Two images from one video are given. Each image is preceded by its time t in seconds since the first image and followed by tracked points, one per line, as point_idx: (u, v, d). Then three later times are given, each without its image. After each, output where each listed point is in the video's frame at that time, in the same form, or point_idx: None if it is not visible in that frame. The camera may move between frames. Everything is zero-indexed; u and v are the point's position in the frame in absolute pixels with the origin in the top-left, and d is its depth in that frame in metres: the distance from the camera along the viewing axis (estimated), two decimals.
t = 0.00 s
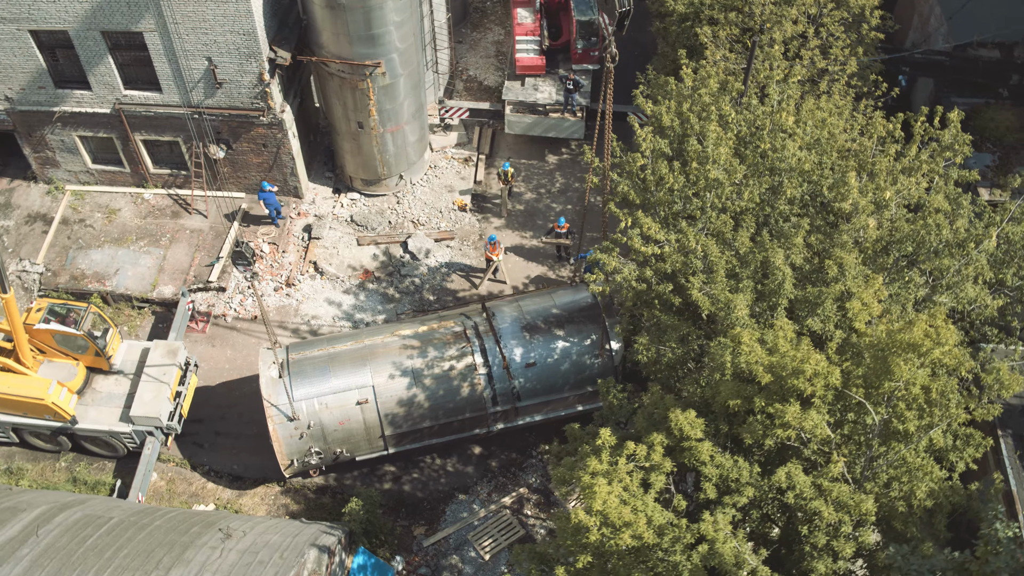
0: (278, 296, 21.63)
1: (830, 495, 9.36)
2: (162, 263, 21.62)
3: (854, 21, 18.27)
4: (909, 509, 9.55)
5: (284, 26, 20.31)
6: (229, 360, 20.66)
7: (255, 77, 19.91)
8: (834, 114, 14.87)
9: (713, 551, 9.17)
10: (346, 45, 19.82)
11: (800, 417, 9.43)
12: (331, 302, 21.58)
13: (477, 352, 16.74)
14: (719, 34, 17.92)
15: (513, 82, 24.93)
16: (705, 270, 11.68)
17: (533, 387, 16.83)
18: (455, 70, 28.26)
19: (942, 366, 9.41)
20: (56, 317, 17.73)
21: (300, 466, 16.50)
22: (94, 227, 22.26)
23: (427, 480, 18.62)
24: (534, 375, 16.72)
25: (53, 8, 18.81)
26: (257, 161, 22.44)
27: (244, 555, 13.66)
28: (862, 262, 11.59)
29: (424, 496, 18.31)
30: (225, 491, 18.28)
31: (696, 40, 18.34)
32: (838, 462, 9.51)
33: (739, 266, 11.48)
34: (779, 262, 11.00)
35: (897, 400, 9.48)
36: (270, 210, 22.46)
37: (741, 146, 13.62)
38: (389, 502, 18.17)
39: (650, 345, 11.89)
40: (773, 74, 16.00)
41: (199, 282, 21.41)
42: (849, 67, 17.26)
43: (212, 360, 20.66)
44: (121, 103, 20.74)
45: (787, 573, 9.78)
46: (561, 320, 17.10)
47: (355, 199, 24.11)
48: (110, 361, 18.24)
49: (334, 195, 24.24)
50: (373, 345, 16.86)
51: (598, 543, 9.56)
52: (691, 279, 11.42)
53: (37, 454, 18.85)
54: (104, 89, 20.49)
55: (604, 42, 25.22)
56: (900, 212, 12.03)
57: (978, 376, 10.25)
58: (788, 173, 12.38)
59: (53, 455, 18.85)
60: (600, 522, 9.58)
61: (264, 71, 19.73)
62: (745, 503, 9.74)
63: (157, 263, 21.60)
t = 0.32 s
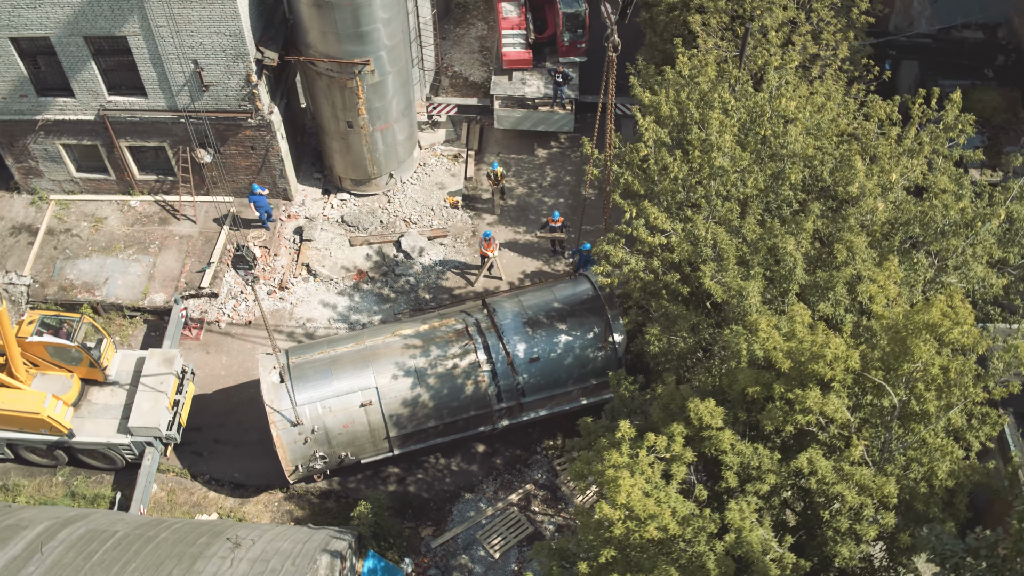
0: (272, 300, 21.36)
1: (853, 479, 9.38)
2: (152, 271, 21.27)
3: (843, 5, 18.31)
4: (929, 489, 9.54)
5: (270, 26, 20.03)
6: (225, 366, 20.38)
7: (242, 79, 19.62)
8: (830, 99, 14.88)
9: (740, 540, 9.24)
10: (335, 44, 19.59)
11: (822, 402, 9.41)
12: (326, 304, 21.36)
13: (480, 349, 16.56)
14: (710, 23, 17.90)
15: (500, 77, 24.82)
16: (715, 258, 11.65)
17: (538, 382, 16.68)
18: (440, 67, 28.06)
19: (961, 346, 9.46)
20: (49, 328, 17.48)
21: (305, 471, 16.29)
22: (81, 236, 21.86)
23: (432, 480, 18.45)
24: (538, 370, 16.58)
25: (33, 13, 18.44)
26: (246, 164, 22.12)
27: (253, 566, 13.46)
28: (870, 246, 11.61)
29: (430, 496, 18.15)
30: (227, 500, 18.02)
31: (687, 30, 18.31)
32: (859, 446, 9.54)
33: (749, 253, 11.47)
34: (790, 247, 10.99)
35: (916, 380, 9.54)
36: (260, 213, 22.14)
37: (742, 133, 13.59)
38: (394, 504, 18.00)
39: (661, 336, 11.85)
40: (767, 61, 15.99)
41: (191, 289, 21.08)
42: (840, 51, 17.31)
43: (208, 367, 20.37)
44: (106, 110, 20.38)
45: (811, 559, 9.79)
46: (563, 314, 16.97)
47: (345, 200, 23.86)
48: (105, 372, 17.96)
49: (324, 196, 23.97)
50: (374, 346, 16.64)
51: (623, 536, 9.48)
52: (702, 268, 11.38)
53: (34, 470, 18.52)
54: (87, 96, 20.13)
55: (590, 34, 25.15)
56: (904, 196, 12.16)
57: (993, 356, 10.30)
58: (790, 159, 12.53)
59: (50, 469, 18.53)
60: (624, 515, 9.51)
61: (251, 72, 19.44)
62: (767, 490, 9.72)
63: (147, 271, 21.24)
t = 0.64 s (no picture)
0: (266, 305, 21.11)
1: (875, 461, 9.42)
2: (144, 280, 20.92)
3: None
4: (950, 469, 9.59)
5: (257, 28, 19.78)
6: (222, 374, 20.08)
7: (231, 82, 19.36)
8: (826, 84, 14.92)
9: (768, 528, 9.22)
10: (324, 44, 19.38)
11: (843, 386, 9.41)
12: (322, 307, 21.10)
13: (484, 347, 16.44)
14: (701, 12, 17.88)
15: (488, 73, 24.74)
16: (727, 247, 11.64)
17: (543, 378, 16.58)
18: (425, 65, 27.87)
19: (979, 324, 9.54)
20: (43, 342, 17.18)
21: (311, 477, 16.06)
22: (68, 247, 21.46)
23: (439, 481, 18.28)
24: (543, 366, 16.48)
25: (14, 21, 18.08)
26: (235, 168, 21.81)
27: None
28: (878, 229, 11.66)
29: (437, 497, 17.99)
30: (231, 509, 17.77)
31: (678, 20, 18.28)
32: (881, 428, 9.58)
33: (760, 241, 11.50)
34: (802, 233, 11.01)
35: (934, 360, 9.62)
36: (252, 217, 21.87)
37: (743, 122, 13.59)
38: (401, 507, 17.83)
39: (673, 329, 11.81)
40: (761, 48, 16.00)
41: (184, 296, 20.76)
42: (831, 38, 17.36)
43: (204, 375, 20.06)
44: (91, 118, 20.04)
45: (835, 543, 9.79)
46: (566, 308, 16.89)
47: (336, 202, 23.62)
48: (102, 384, 17.67)
49: (315, 199, 23.72)
50: (376, 347, 16.45)
51: (650, 529, 9.42)
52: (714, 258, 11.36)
53: (31, 486, 18.19)
54: (72, 104, 19.78)
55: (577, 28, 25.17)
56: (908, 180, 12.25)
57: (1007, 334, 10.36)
58: (792, 145, 12.59)
59: (48, 485, 18.20)
60: (650, 508, 9.44)
61: (240, 75, 19.18)
62: (789, 476, 9.72)
63: (138, 280, 20.88)
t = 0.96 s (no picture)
0: (262, 309, 20.85)
1: (898, 441, 9.45)
2: (137, 287, 20.60)
3: None
4: (971, 447, 9.63)
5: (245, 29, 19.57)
6: (221, 380, 19.78)
7: (221, 84, 19.13)
8: (822, 69, 14.96)
9: (797, 512, 9.20)
10: (315, 43, 19.18)
11: (866, 367, 9.42)
12: (319, 309, 20.84)
13: (490, 343, 16.33)
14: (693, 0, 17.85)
15: (477, 68, 24.60)
16: (739, 233, 11.65)
17: (550, 372, 16.49)
18: (412, 62, 27.67)
19: (996, 300, 9.62)
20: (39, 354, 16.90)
21: (319, 481, 15.85)
22: (58, 257, 21.09)
23: (446, 479, 18.11)
24: (550, 360, 16.40)
25: None
26: (225, 172, 21.49)
27: None
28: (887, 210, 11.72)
29: (445, 496, 17.81)
30: (237, 516, 17.49)
31: (670, 9, 18.26)
32: (901, 408, 9.63)
33: (771, 226, 11.54)
34: (814, 216, 11.05)
35: (952, 338, 9.70)
36: (245, 221, 21.58)
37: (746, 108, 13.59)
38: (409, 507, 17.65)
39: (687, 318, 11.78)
40: (757, 35, 16.01)
41: (178, 303, 20.44)
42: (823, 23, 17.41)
43: (202, 382, 19.76)
44: (78, 124, 19.72)
45: (860, 525, 9.79)
46: (569, 301, 16.83)
47: (328, 203, 23.38)
48: (101, 395, 17.40)
49: (306, 200, 23.46)
50: (381, 347, 16.27)
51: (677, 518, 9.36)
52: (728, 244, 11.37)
53: (32, 501, 17.87)
54: (58, 111, 19.43)
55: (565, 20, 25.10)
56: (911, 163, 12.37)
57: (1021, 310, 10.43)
58: (796, 130, 12.72)
59: (49, 499, 17.89)
60: (678, 497, 9.37)
61: (230, 77, 18.97)
62: (813, 460, 9.73)
63: (131, 288, 20.55)
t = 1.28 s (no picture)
0: (259, 312, 20.59)
1: (919, 419, 9.49)
2: (130, 294, 20.27)
3: None
4: (990, 422, 9.68)
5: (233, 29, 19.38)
6: (219, 386, 19.45)
7: (211, 85, 18.89)
8: (819, 52, 15.01)
9: (824, 494, 9.20)
10: (305, 41, 18.99)
11: (886, 346, 9.44)
12: (316, 310, 20.60)
13: (495, 338, 16.22)
14: None
15: (466, 64, 24.46)
16: (750, 218, 11.66)
17: (556, 365, 16.43)
18: (398, 60, 27.46)
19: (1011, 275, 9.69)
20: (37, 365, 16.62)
21: (327, 484, 15.66)
22: (47, 266, 20.70)
23: (453, 477, 17.91)
24: (556, 353, 16.35)
25: None
26: (215, 174, 21.17)
27: None
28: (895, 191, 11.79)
29: (453, 494, 17.61)
30: (243, 523, 17.22)
31: None
32: (920, 386, 9.66)
33: (781, 210, 11.57)
34: (824, 199, 11.10)
35: (970, 315, 9.75)
36: (237, 223, 21.27)
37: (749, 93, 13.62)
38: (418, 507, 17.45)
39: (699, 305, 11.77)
40: (751, 21, 16.02)
41: (173, 309, 20.12)
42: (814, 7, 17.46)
43: (201, 389, 19.43)
44: (66, 131, 19.38)
45: (884, 504, 9.80)
46: (573, 294, 16.79)
47: (320, 203, 23.11)
48: (100, 405, 17.12)
49: (298, 201, 23.19)
50: (385, 347, 16.11)
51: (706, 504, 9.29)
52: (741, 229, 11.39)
53: (32, 516, 17.53)
54: (45, 118, 19.09)
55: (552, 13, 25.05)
56: (913, 143, 12.44)
57: None
58: (797, 113, 12.90)
59: (49, 514, 17.56)
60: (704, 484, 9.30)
61: (220, 78, 18.74)
62: (835, 441, 9.73)
63: (124, 295, 20.22)
